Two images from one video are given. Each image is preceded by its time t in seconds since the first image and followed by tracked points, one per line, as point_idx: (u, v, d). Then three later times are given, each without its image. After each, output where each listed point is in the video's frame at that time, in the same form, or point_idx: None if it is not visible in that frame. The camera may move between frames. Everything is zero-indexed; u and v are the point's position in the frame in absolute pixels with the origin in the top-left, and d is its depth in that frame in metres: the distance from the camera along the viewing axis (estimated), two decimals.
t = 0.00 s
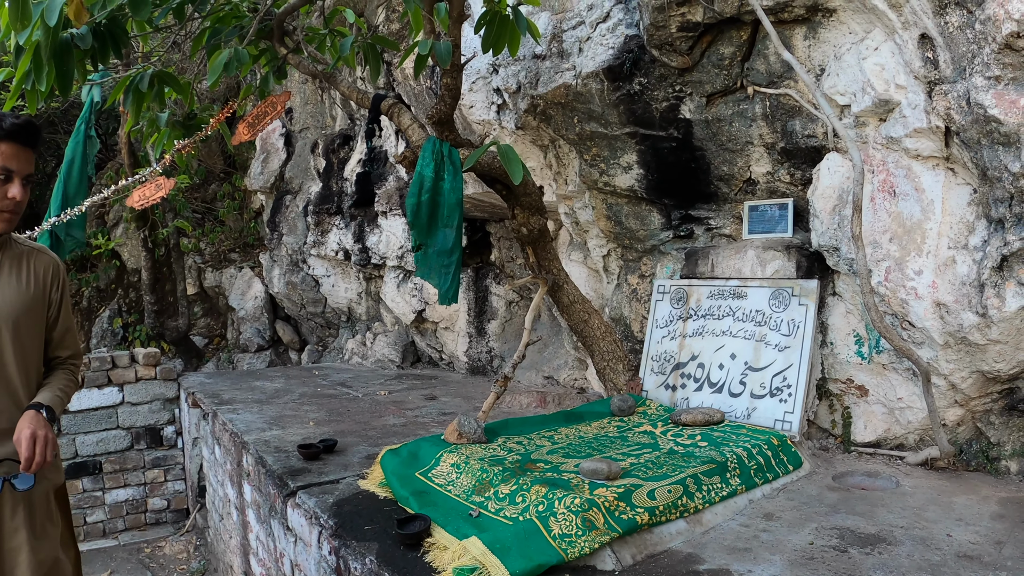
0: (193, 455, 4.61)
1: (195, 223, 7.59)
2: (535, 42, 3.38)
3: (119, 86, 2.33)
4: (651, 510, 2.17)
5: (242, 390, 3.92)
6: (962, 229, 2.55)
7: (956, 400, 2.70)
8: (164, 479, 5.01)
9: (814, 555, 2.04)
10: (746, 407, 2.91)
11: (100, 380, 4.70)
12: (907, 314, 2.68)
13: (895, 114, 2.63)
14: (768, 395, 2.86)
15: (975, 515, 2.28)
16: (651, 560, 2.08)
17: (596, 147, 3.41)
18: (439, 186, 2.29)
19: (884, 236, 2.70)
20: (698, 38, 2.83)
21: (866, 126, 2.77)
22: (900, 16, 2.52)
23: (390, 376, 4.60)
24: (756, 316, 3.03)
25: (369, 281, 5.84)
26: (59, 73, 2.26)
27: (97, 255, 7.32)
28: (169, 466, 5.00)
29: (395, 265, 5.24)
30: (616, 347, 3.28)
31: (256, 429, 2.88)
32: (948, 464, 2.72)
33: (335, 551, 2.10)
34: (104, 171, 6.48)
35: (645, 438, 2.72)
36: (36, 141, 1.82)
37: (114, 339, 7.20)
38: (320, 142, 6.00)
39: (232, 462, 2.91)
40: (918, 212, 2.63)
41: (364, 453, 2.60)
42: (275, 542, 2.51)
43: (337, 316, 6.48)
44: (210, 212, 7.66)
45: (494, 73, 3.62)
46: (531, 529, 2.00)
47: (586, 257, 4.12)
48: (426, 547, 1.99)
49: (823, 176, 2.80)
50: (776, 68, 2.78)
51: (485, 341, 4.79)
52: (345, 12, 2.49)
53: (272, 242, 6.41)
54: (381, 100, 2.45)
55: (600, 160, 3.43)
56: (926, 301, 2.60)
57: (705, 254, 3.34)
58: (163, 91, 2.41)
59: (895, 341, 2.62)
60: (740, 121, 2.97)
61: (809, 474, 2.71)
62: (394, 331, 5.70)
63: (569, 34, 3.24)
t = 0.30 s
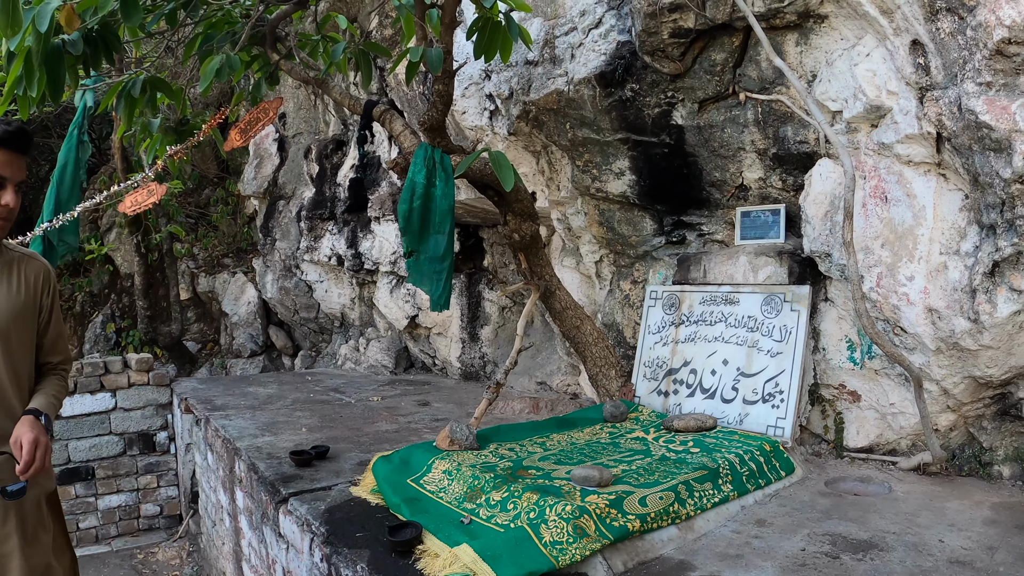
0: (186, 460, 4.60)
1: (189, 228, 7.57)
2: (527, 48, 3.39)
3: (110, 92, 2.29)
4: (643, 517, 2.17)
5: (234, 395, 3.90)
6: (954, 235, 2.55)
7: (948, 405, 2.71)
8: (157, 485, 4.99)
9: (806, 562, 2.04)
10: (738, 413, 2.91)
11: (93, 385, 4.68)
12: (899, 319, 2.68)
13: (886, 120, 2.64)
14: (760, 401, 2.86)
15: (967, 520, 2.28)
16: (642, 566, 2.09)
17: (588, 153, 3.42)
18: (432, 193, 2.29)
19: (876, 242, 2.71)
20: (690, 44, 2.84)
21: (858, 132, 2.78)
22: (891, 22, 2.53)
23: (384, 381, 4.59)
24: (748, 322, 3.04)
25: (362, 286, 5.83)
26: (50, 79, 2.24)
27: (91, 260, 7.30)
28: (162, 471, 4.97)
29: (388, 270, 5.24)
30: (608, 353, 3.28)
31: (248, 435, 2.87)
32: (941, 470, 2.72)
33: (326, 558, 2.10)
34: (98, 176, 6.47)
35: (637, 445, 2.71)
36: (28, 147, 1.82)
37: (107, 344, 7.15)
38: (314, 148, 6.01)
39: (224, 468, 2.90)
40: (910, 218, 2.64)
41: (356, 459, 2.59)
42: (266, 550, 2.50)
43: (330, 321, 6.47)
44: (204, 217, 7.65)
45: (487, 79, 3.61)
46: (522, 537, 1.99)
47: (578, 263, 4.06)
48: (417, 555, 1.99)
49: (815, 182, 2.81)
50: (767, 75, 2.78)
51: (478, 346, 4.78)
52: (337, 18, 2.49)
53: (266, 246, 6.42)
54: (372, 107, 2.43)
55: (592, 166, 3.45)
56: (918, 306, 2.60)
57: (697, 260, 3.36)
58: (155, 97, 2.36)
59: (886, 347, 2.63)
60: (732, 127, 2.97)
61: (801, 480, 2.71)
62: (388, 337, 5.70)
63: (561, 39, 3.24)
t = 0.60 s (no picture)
0: (187, 459, 4.61)
1: (191, 227, 7.55)
2: (530, 48, 3.38)
3: (113, 91, 2.32)
4: (645, 516, 2.18)
5: (236, 394, 3.91)
6: (956, 236, 2.55)
7: (950, 406, 2.71)
8: (158, 483, 4.99)
9: (807, 561, 2.04)
10: (740, 413, 2.91)
11: (95, 384, 4.68)
12: (901, 320, 2.69)
13: (889, 121, 2.64)
14: (762, 401, 2.86)
15: (968, 521, 2.28)
16: (644, 566, 2.09)
17: (591, 153, 3.42)
18: (434, 191, 2.30)
19: (878, 242, 2.71)
20: (692, 45, 2.84)
21: (860, 133, 2.78)
22: (894, 23, 2.53)
23: (385, 380, 4.60)
24: (750, 322, 3.04)
25: (364, 286, 5.84)
26: (54, 77, 2.25)
27: (92, 258, 7.31)
28: (164, 470, 4.98)
29: (389, 270, 5.26)
30: (610, 353, 3.28)
31: (250, 433, 2.88)
32: (942, 470, 2.72)
33: (328, 557, 2.10)
34: (100, 175, 6.48)
35: (638, 444, 2.72)
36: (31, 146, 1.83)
37: (108, 343, 7.31)
38: (315, 147, 6.03)
39: (226, 466, 2.90)
40: (912, 218, 2.64)
41: (358, 458, 2.59)
42: (268, 548, 2.50)
43: (332, 321, 6.49)
44: (205, 216, 7.66)
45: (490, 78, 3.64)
46: (525, 535, 2.00)
47: (580, 263, 4.10)
48: (419, 553, 1.99)
49: (818, 183, 2.81)
50: (769, 75, 2.78)
51: (480, 346, 4.79)
52: (341, 18, 2.51)
53: (267, 246, 6.45)
54: (376, 106, 2.45)
55: (594, 165, 3.46)
56: (920, 307, 2.61)
57: (699, 260, 3.36)
58: (158, 96, 2.42)
59: (888, 348, 2.63)
60: (734, 127, 2.98)
61: (803, 480, 2.71)
62: (389, 336, 5.71)
63: (564, 39, 3.23)
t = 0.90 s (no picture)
0: (226, 455, 4.67)
1: (229, 226, 7.68)
2: (568, 46, 3.40)
3: (153, 91, 2.27)
4: (685, 515, 2.17)
5: (275, 391, 3.95)
6: (999, 234, 2.50)
7: (992, 406, 2.67)
8: (196, 479, 5.04)
9: (847, 562, 2.02)
10: (780, 413, 2.89)
11: (135, 380, 4.75)
12: (943, 319, 2.65)
13: (930, 117, 2.60)
14: (802, 400, 2.84)
15: (1012, 523, 2.24)
16: (685, 565, 2.08)
17: (630, 151, 3.42)
18: (474, 190, 2.29)
19: (920, 240, 2.67)
20: (731, 42, 2.82)
21: (902, 129, 2.74)
22: (934, 18, 2.50)
23: (424, 378, 4.61)
24: (790, 321, 3.01)
25: (402, 284, 5.88)
26: (97, 78, 2.23)
27: (132, 257, 7.45)
28: (202, 466, 5.04)
29: (428, 269, 5.29)
30: (650, 351, 3.25)
31: (289, 430, 2.90)
32: (984, 472, 2.68)
33: (368, 552, 2.10)
34: (140, 175, 6.59)
35: (678, 443, 2.71)
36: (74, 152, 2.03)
37: (148, 340, 7.36)
38: (355, 146, 6.08)
39: (265, 461, 2.95)
40: (954, 216, 2.60)
41: (397, 455, 2.60)
42: (307, 544, 2.51)
43: (370, 319, 6.55)
44: (243, 216, 7.77)
45: (527, 78, 3.69)
46: (565, 533, 2.00)
47: (620, 261, 4.10)
48: (459, 550, 1.99)
49: (859, 180, 2.78)
50: (810, 72, 2.76)
51: (519, 345, 4.78)
52: (379, 17, 2.45)
53: (306, 245, 6.55)
54: (415, 105, 2.44)
55: (634, 163, 3.45)
56: (962, 306, 2.56)
57: (739, 259, 3.32)
58: (199, 97, 2.34)
59: (931, 348, 2.57)
60: (774, 125, 2.95)
61: (842, 481, 2.68)
62: (427, 335, 5.70)
63: (602, 37, 3.25)
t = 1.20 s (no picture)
0: (320, 455, 4.80)
1: (321, 232, 7.92)
2: (661, 47, 3.41)
3: (251, 101, 2.24)
4: (787, 521, 2.12)
5: (368, 393, 4.03)
6: None
7: None
8: (289, 479, 5.16)
9: (951, 572, 1.95)
10: (879, 418, 2.81)
11: (231, 381, 4.91)
12: None
13: None
14: (902, 405, 2.76)
15: None
16: (786, 572, 2.04)
17: (725, 152, 3.37)
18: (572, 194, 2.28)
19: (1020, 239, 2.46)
20: (825, 39, 2.83)
21: (1002, 124, 2.57)
22: None
23: (516, 383, 4.62)
24: (890, 324, 2.93)
25: (494, 288, 5.84)
26: (199, 89, 2.16)
27: (226, 262, 7.73)
28: (295, 466, 5.15)
29: (520, 272, 5.34)
30: (747, 355, 3.17)
31: (386, 431, 2.97)
32: None
33: (467, 554, 2.11)
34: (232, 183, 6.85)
35: (777, 448, 2.66)
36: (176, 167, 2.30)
37: (241, 342, 7.68)
38: (444, 151, 5.98)
39: (362, 461, 3.03)
40: None
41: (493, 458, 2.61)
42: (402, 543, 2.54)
43: (462, 323, 6.57)
44: (334, 221, 7.97)
45: (620, 79, 3.70)
46: (667, 537, 1.97)
47: (715, 263, 4.04)
48: (559, 553, 1.98)
49: (959, 178, 2.70)
50: (907, 66, 2.73)
51: (611, 348, 4.86)
52: (471, 22, 2.44)
53: (397, 249, 6.54)
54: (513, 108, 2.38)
55: (729, 165, 3.39)
56: None
57: (837, 259, 3.25)
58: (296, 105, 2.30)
59: None
60: (872, 122, 2.90)
61: (943, 489, 2.60)
62: (520, 338, 5.82)
63: (694, 37, 3.27)
